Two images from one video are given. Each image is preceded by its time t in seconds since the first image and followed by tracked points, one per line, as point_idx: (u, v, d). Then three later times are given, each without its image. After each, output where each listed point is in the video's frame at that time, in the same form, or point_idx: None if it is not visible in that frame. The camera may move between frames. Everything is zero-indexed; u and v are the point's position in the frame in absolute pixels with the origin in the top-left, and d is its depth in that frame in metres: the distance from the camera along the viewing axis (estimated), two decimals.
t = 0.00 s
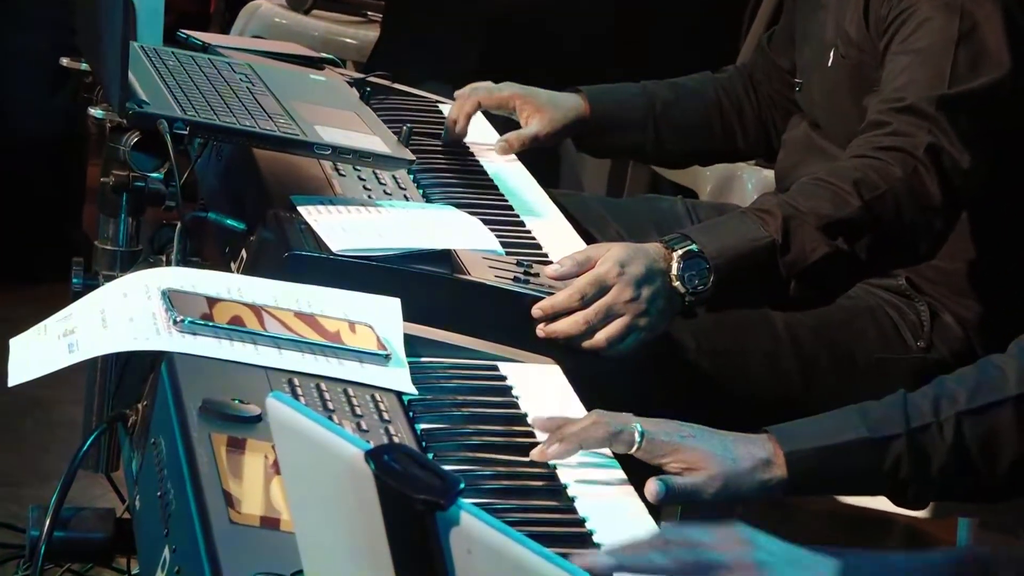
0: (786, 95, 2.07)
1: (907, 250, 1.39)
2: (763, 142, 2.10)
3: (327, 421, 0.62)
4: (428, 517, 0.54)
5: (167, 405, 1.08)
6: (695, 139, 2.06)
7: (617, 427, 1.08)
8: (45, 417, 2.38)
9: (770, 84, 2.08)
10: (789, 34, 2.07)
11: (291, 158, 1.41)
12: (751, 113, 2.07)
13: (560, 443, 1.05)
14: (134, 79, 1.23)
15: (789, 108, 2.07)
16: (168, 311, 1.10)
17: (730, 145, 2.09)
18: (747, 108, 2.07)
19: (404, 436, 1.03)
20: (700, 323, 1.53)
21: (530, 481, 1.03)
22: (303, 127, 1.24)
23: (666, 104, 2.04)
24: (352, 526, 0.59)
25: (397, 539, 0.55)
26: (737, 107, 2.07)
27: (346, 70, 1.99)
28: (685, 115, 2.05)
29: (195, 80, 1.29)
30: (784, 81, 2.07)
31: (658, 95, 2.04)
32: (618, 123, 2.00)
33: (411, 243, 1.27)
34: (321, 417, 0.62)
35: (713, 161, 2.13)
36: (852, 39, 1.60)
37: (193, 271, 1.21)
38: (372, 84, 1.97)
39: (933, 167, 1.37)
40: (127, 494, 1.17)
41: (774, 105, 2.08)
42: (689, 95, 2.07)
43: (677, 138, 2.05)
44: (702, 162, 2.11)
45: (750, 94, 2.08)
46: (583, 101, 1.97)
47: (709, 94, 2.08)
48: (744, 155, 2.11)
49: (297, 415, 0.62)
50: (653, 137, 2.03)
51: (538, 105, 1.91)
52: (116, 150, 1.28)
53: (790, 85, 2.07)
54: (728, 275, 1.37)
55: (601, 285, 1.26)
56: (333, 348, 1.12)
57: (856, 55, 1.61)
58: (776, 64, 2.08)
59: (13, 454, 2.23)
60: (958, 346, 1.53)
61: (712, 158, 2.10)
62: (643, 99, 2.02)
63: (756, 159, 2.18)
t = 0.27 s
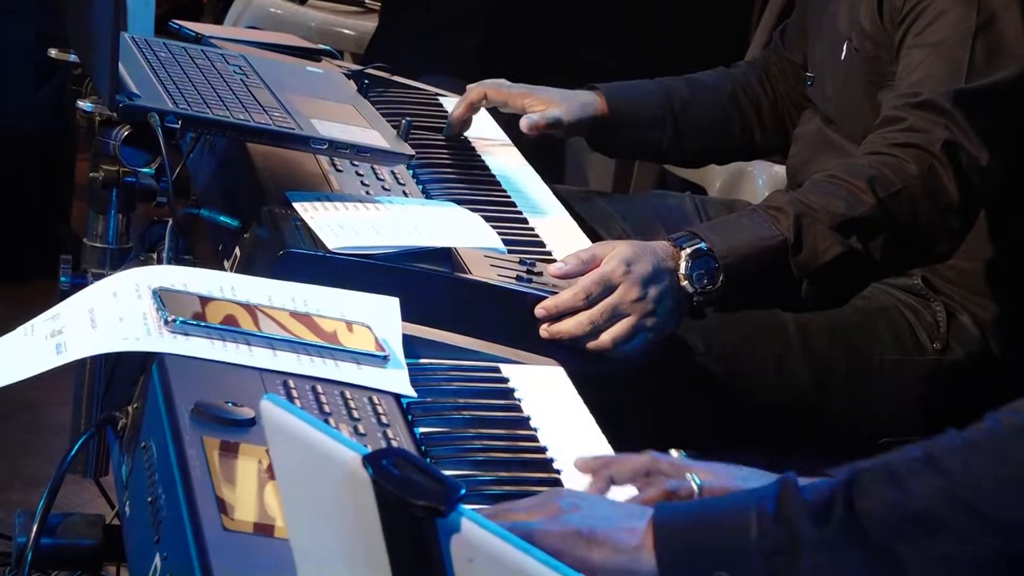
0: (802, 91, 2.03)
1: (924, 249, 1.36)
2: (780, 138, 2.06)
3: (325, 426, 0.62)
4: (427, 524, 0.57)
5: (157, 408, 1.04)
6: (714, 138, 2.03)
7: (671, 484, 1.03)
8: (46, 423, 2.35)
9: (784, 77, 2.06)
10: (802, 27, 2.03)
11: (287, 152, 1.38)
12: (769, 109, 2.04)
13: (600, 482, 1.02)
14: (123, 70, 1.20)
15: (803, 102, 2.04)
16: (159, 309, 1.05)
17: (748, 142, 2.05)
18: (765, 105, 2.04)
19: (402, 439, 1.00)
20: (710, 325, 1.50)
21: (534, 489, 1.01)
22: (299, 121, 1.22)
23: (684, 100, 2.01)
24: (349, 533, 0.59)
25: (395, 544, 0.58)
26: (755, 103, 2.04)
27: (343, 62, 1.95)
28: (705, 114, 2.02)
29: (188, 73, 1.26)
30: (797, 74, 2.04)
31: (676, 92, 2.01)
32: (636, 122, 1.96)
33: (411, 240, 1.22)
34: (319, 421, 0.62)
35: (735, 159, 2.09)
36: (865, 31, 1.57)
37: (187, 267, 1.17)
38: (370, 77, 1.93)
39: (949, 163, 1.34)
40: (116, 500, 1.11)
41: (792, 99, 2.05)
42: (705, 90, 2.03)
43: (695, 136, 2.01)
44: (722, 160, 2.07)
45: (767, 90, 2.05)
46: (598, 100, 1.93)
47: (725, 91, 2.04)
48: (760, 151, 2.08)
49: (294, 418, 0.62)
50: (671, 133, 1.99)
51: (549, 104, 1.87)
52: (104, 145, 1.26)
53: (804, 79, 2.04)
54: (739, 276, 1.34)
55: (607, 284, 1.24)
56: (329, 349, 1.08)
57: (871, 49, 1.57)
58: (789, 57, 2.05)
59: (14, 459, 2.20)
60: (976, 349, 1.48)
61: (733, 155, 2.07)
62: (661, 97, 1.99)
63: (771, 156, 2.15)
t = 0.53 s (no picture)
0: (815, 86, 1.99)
1: (941, 246, 1.32)
2: (796, 138, 2.02)
3: (318, 427, 0.59)
4: (425, 529, 0.54)
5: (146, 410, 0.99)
6: (729, 135, 1.99)
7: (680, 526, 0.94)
8: (44, 428, 2.32)
9: (796, 72, 2.01)
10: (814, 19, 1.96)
11: (281, 146, 1.34)
12: (784, 106, 2.01)
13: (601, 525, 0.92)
14: (110, 60, 1.17)
15: (813, 95, 1.99)
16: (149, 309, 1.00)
17: (765, 140, 2.02)
18: (780, 102, 2.01)
19: (400, 441, 0.96)
20: (717, 321, 1.46)
21: (535, 493, 0.97)
22: (293, 113, 1.19)
23: (699, 101, 1.97)
24: (342, 540, 0.56)
25: (391, 552, 0.55)
26: (769, 98, 2.00)
27: (340, 54, 1.91)
28: (722, 112, 1.98)
29: (179, 66, 1.23)
30: (809, 67, 1.99)
31: (690, 91, 1.97)
32: (651, 124, 1.93)
33: (410, 236, 1.19)
34: (311, 423, 0.59)
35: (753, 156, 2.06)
36: (880, 21, 1.54)
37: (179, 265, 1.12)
38: (367, 68, 1.89)
39: (965, 158, 1.30)
40: (105, 506, 1.05)
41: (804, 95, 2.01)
42: (721, 88, 2.00)
43: (711, 133, 1.98)
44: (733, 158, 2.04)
45: (781, 86, 2.01)
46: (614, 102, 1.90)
47: (738, 86, 2.01)
48: (772, 150, 2.05)
49: (286, 419, 0.59)
50: (688, 134, 1.96)
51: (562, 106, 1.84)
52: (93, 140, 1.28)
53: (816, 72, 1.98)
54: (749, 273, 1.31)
55: (609, 280, 1.20)
56: (325, 348, 1.03)
57: (885, 40, 1.54)
58: (802, 50, 2.00)
59: (10, 464, 2.17)
60: (993, 348, 1.45)
61: (747, 153, 2.03)
62: (677, 97, 1.95)
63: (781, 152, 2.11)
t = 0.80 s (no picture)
0: (820, 78, 1.95)
1: (956, 248, 1.30)
2: (795, 126, 1.99)
3: (314, 429, 0.55)
4: (425, 536, 0.51)
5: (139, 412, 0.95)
6: (724, 124, 1.96)
7: (684, 543, 0.89)
8: (38, 429, 2.30)
9: (800, 62, 1.97)
10: (821, 9, 1.93)
11: (278, 139, 1.31)
12: (783, 99, 1.97)
13: (602, 545, 0.87)
14: (101, 50, 1.14)
15: (822, 88, 1.96)
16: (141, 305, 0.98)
17: (761, 132, 1.99)
18: (779, 96, 1.97)
19: (398, 445, 0.93)
20: (723, 322, 1.43)
21: (540, 498, 0.94)
22: (290, 107, 1.15)
23: (694, 87, 1.93)
24: (341, 548, 0.53)
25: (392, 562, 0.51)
26: (768, 90, 1.97)
27: (337, 43, 1.87)
28: (716, 99, 1.95)
29: (173, 58, 1.20)
30: (813, 57, 1.95)
31: (684, 76, 1.93)
32: (641, 106, 1.89)
33: (409, 234, 1.15)
34: (307, 424, 0.56)
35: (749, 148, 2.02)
36: (892, 14, 1.51)
37: (172, 263, 1.09)
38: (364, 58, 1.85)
39: (983, 154, 1.28)
40: (96, 511, 1.00)
41: (809, 87, 1.97)
42: (718, 75, 1.97)
43: (705, 123, 1.94)
44: (729, 150, 2.00)
45: (780, 76, 1.98)
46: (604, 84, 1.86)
47: (735, 77, 1.98)
48: (770, 142, 2.01)
49: (282, 421, 0.55)
50: (681, 119, 1.92)
51: (553, 82, 1.79)
52: (82, 131, 1.25)
53: (824, 65, 1.94)
54: (758, 272, 1.27)
55: (614, 279, 1.16)
56: (321, 349, 1.01)
57: (898, 32, 1.51)
58: (807, 40, 1.96)
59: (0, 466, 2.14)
60: (1009, 348, 1.41)
61: (743, 144, 2.00)
62: (669, 81, 1.91)
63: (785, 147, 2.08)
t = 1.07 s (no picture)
0: (826, 84, 1.95)
1: (959, 253, 1.30)
2: (798, 135, 1.99)
3: (317, 436, 0.55)
4: (425, 543, 0.51)
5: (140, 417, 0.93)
6: (726, 131, 1.95)
7: (687, 551, 0.89)
8: (40, 433, 2.30)
9: (804, 69, 1.97)
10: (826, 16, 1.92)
11: (281, 143, 1.31)
12: (786, 107, 1.97)
13: (606, 552, 0.86)
14: (105, 55, 1.14)
15: (826, 94, 1.96)
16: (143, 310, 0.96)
17: (764, 139, 1.98)
18: (783, 103, 1.97)
19: (400, 451, 0.92)
20: (728, 329, 1.43)
21: (542, 505, 0.94)
22: (294, 110, 1.15)
23: (695, 95, 1.93)
24: (345, 555, 0.53)
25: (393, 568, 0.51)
26: (772, 98, 1.97)
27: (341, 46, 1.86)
28: (718, 109, 1.95)
29: (176, 61, 1.20)
30: (819, 64, 1.95)
31: (686, 86, 1.93)
32: (642, 117, 1.89)
33: (412, 239, 1.15)
34: (311, 431, 0.55)
35: (751, 155, 2.02)
36: (898, 20, 1.50)
37: (172, 269, 1.07)
38: (368, 62, 1.85)
39: (988, 159, 1.27)
40: (97, 516, 0.98)
41: (814, 94, 1.97)
42: (721, 84, 1.96)
43: (707, 132, 1.94)
44: (732, 157, 2.00)
45: (784, 84, 1.98)
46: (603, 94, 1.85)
47: (737, 85, 1.97)
48: (775, 150, 2.01)
49: (283, 427, 0.55)
50: (682, 127, 1.92)
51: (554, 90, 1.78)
52: (86, 135, 1.24)
53: (829, 71, 1.94)
54: (761, 276, 1.27)
55: (620, 285, 1.16)
56: (325, 354, 0.99)
57: (904, 38, 1.50)
58: (811, 48, 1.96)
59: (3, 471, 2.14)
60: (1013, 356, 1.42)
61: (746, 154, 2.00)
62: (672, 91, 1.91)
63: (790, 153, 2.07)
